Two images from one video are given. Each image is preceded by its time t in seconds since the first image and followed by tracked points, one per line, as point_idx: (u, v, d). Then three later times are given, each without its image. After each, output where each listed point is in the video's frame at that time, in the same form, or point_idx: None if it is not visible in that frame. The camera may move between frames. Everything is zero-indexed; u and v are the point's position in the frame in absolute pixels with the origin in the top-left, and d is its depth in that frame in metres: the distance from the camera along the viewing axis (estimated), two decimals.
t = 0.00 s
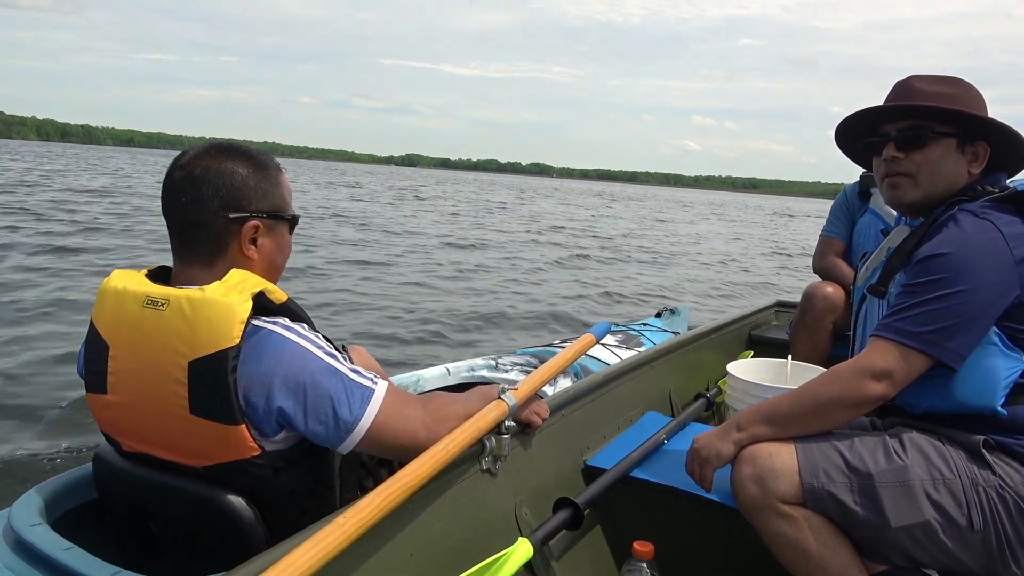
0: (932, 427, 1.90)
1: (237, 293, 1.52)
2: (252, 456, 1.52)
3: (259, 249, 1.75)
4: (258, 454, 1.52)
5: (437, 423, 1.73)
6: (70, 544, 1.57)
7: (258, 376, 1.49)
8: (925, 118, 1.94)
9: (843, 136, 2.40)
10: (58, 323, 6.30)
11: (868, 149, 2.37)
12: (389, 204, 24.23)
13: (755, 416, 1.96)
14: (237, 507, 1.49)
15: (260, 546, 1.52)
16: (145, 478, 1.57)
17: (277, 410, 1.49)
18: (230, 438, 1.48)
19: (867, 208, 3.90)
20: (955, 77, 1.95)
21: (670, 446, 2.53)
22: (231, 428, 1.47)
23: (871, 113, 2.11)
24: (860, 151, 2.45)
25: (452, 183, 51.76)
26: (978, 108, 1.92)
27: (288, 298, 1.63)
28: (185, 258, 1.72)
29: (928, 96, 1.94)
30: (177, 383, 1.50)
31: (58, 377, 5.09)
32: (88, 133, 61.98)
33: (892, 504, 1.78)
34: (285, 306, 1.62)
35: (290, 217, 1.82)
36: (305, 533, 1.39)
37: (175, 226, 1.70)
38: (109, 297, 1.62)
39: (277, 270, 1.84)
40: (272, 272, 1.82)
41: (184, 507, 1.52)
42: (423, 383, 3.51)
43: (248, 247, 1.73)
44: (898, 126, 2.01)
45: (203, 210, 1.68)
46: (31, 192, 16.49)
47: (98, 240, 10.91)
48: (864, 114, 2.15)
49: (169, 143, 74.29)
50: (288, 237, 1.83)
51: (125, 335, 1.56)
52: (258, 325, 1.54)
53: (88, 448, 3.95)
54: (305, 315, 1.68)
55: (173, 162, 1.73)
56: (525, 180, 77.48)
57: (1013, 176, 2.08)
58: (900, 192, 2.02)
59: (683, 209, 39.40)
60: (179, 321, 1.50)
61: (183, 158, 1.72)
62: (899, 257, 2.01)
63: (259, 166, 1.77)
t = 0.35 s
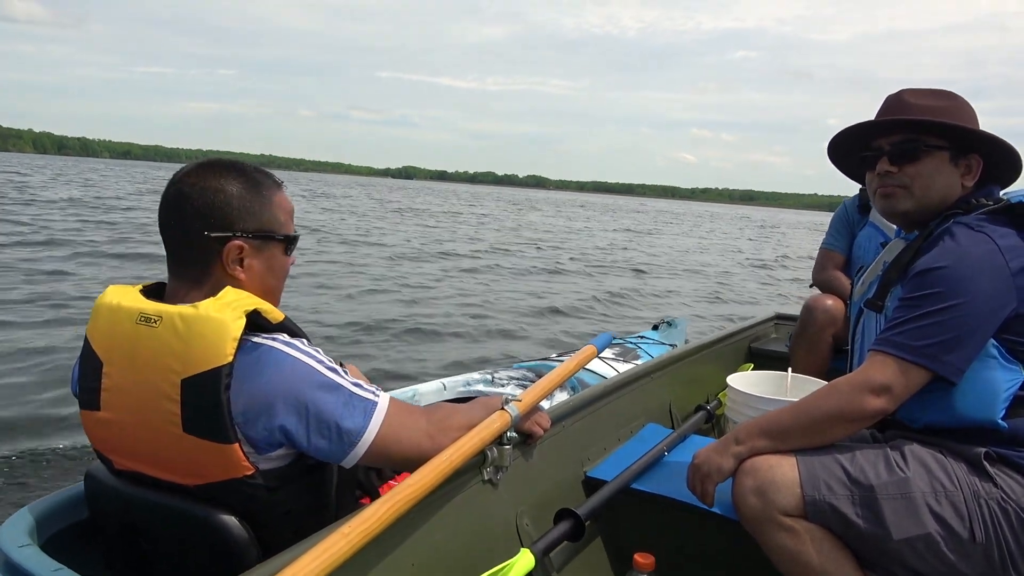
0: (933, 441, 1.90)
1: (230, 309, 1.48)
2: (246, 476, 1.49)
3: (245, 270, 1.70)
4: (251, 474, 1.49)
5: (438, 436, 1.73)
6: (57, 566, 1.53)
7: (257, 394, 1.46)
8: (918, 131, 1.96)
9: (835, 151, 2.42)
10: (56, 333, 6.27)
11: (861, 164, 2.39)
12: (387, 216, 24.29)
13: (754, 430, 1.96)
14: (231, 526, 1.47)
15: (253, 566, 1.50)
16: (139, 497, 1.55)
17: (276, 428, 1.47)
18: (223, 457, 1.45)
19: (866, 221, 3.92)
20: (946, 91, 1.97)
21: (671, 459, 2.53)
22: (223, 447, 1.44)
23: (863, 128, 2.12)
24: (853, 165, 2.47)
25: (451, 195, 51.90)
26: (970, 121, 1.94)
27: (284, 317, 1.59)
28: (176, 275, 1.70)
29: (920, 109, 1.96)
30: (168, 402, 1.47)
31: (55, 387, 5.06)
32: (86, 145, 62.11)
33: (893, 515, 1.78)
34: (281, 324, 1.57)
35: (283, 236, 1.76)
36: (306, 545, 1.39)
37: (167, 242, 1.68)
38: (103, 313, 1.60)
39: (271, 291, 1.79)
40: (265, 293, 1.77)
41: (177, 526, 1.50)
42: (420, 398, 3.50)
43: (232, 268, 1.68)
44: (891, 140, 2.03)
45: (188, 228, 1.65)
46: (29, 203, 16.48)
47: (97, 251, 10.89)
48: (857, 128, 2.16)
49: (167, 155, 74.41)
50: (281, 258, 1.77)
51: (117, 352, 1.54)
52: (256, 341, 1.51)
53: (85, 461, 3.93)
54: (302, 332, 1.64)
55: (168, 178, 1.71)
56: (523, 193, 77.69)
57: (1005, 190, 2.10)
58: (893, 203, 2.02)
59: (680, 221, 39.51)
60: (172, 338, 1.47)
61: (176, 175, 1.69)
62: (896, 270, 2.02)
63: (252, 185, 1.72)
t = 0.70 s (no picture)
0: (916, 449, 1.90)
1: (199, 312, 1.45)
2: (216, 486, 1.45)
3: (200, 276, 1.61)
4: (222, 483, 1.46)
5: (418, 445, 1.71)
6: None
7: (231, 401, 1.43)
8: (901, 140, 1.96)
9: (820, 160, 2.42)
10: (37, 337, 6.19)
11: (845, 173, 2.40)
12: (374, 224, 24.25)
13: (738, 439, 1.95)
14: (201, 539, 1.44)
15: None
16: (106, 512, 1.51)
17: (249, 437, 1.44)
18: (193, 466, 1.42)
19: (851, 229, 3.93)
20: (929, 100, 1.98)
21: (655, 468, 2.52)
22: (193, 456, 1.41)
23: (847, 137, 2.12)
24: (837, 173, 2.47)
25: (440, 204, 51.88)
26: (953, 130, 1.94)
27: (256, 323, 1.55)
28: (139, 285, 1.65)
29: (903, 119, 1.96)
30: (136, 410, 1.43)
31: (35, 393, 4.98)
32: (72, 151, 61.73)
33: (877, 525, 1.77)
34: (253, 330, 1.53)
35: (242, 238, 1.66)
36: (281, 559, 1.37)
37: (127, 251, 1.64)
38: (67, 323, 1.56)
39: (238, 297, 1.70)
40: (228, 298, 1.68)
41: (145, 539, 1.47)
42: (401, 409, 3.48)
43: (185, 274, 1.60)
44: (875, 148, 2.03)
45: (138, 236, 1.60)
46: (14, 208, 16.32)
47: (80, 256, 10.78)
48: (840, 137, 2.17)
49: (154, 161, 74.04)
50: (241, 260, 1.67)
51: (83, 361, 1.50)
52: (234, 347, 1.48)
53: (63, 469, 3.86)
54: (275, 339, 1.60)
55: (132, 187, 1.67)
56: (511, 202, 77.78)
57: (987, 199, 2.11)
58: (876, 211, 2.02)
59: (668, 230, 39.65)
60: (139, 344, 1.43)
61: (136, 183, 1.65)
62: (879, 278, 2.01)
63: (204, 187, 1.64)
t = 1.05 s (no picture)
0: (888, 441, 1.93)
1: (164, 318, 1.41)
2: (184, 496, 1.43)
3: (173, 280, 1.59)
4: (190, 494, 1.44)
5: (395, 447, 1.71)
6: None
7: (202, 410, 1.40)
8: (869, 136, 1.99)
9: (790, 156, 2.44)
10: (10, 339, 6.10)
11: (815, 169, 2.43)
12: (352, 222, 24.14)
13: (714, 434, 1.97)
14: (170, 550, 1.43)
15: None
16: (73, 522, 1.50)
17: (221, 445, 1.42)
18: (160, 477, 1.40)
19: (824, 223, 3.98)
20: (896, 96, 2.01)
21: (634, 464, 2.53)
22: (159, 467, 1.39)
23: (816, 133, 2.15)
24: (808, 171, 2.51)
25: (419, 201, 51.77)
26: (919, 125, 1.98)
27: (224, 327, 1.50)
28: (103, 286, 1.61)
29: (870, 115, 1.99)
30: (100, 420, 1.40)
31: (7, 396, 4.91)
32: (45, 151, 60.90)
33: (851, 516, 1.80)
34: (221, 335, 1.49)
35: (219, 246, 1.65)
36: (255, 566, 1.36)
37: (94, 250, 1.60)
38: (30, 327, 1.52)
39: (207, 305, 1.68)
40: (197, 305, 1.65)
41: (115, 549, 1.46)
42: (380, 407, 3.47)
43: (159, 278, 1.57)
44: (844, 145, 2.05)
45: (112, 235, 1.56)
46: None
47: (54, 258, 10.64)
48: (810, 134, 2.19)
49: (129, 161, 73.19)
50: (215, 269, 1.66)
51: (46, 368, 1.46)
52: (201, 355, 1.44)
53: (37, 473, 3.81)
54: (241, 341, 1.56)
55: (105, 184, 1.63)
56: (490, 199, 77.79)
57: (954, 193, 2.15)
58: (846, 207, 2.05)
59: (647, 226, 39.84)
60: (103, 351, 1.39)
61: (111, 179, 1.61)
62: (850, 273, 2.04)
63: (184, 191, 1.63)
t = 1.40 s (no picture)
0: (874, 444, 1.95)
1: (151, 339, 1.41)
2: (170, 515, 1.44)
3: (164, 297, 1.58)
4: (175, 513, 1.44)
5: (384, 457, 1.72)
6: None
7: (188, 431, 1.40)
8: (853, 142, 2.01)
9: (776, 162, 2.46)
10: None
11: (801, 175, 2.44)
12: (343, 226, 24.11)
13: (702, 439, 1.98)
14: (155, 569, 1.42)
15: None
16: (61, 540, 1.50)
17: (207, 462, 1.42)
18: (146, 497, 1.40)
19: (814, 226, 4.00)
20: (879, 103, 2.03)
21: (625, 468, 2.54)
22: (145, 486, 1.39)
23: (801, 139, 2.17)
24: (793, 176, 2.52)
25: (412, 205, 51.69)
26: (903, 131, 1.99)
27: (209, 347, 1.49)
28: (92, 297, 1.60)
29: (853, 121, 2.00)
30: (88, 438, 1.40)
31: None
32: (35, 159, 60.59)
33: (838, 519, 1.81)
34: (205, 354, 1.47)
35: (214, 269, 1.66)
36: None
37: (87, 261, 1.59)
38: (18, 343, 1.51)
39: (193, 326, 1.67)
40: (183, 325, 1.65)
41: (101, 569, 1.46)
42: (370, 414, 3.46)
43: (151, 293, 1.57)
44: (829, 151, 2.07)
45: (109, 247, 1.55)
46: None
47: (45, 267, 10.61)
48: (796, 140, 2.21)
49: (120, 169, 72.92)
50: (207, 290, 1.66)
51: (32, 385, 1.46)
52: (188, 374, 1.44)
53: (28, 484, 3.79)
54: (228, 359, 1.55)
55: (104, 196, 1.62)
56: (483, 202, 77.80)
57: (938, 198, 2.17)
58: (831, 212, 2.07)
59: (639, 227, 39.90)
60: (92, 372, 1.39)
61: (112, 192, 1.60)
62: (836, 277, 2.06)
63: (185, 210, 1.63)
